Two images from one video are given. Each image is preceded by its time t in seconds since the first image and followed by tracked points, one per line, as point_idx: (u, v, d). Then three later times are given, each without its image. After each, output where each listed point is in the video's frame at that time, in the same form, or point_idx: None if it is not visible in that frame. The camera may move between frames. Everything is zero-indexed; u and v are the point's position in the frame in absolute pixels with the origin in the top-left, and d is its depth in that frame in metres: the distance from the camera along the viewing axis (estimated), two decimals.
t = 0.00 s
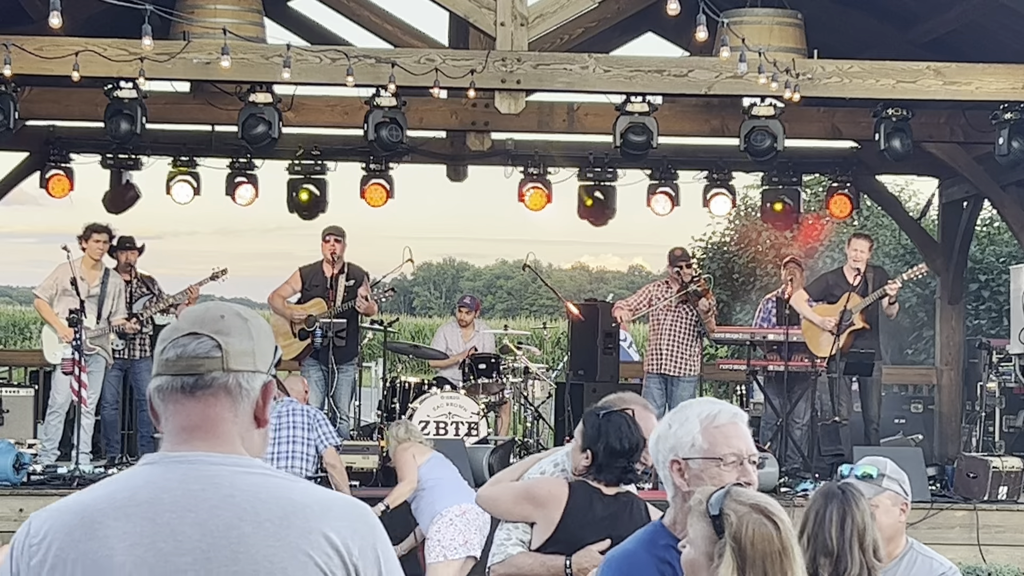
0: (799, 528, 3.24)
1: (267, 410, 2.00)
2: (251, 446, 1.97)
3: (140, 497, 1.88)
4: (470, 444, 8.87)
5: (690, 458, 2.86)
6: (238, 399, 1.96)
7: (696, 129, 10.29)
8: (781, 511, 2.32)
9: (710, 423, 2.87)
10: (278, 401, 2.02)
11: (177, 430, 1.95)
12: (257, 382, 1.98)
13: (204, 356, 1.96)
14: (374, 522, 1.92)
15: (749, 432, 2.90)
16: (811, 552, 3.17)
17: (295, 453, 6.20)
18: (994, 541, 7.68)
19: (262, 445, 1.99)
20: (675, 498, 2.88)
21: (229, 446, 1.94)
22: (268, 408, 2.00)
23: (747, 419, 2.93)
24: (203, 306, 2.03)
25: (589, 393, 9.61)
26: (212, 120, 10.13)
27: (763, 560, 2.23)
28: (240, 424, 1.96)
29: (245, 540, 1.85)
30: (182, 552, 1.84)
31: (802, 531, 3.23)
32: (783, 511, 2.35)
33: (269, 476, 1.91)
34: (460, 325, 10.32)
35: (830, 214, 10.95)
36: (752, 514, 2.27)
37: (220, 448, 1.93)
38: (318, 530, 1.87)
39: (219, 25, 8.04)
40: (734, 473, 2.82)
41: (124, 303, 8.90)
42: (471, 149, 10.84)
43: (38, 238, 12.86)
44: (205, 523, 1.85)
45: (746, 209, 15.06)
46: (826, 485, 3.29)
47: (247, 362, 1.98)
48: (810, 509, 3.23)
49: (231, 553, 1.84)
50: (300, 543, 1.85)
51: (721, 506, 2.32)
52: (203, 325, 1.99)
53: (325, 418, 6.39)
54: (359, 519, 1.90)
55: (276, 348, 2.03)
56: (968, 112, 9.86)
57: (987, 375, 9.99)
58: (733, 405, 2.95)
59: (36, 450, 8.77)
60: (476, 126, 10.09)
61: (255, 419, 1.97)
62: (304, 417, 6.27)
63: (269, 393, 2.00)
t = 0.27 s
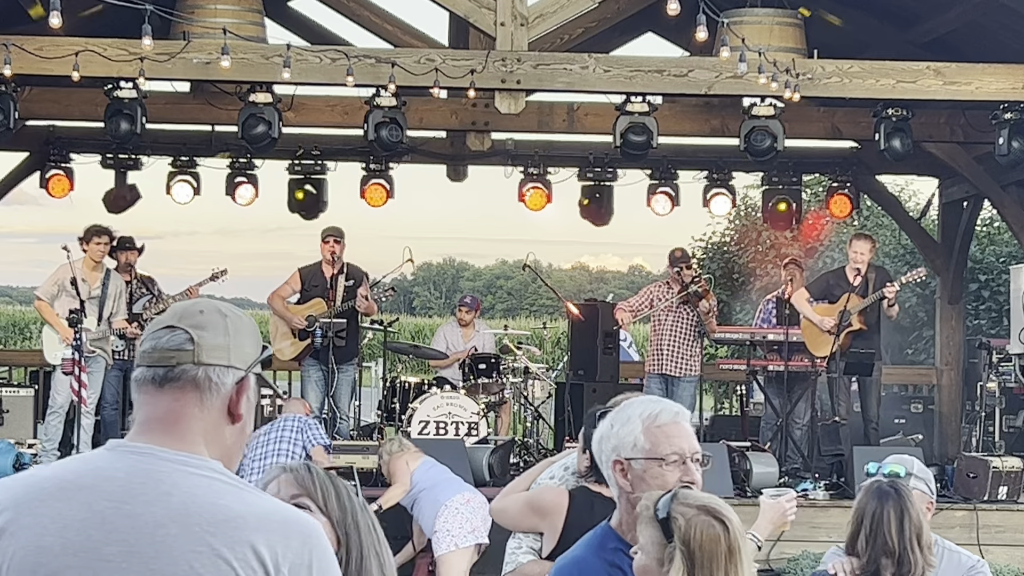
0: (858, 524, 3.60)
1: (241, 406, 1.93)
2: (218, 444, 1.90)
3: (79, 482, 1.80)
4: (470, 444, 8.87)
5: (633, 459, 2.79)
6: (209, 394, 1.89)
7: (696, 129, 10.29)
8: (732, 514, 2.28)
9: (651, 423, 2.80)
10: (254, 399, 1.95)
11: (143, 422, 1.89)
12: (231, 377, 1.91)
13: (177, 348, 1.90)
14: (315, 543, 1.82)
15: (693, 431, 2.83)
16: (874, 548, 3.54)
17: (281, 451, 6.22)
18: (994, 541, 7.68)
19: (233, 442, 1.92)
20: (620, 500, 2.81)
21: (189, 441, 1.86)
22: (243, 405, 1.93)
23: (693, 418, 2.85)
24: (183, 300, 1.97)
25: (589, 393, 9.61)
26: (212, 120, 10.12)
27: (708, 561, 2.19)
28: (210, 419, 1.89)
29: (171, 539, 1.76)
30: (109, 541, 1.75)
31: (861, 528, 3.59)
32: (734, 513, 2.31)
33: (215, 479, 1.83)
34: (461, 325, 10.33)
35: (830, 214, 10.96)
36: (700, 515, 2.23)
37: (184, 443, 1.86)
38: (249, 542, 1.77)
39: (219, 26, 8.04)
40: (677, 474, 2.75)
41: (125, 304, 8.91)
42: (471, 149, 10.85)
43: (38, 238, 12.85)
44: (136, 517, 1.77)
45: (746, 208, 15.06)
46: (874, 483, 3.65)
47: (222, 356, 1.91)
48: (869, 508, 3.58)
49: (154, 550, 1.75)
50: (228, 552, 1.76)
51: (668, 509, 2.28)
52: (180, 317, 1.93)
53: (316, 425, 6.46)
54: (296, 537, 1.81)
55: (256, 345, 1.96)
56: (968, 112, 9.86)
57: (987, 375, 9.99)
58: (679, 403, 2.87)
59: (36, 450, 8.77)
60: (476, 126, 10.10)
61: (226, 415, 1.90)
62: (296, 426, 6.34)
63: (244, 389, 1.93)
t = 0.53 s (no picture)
0: (880, 520, 3.43)
1: (227, 416, 1.92)
2: (200, 455, 1.88)
3: (43, 485, 1.78)
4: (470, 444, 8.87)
5: (583, 465, 2.92)
6: (193, 402, 1.89)
7: (696, 129, 10.29)
8: (705, 517, 2.28)
9: (596, 427, 2.93)
10: (242, 408, 1.94)
11: (122, 429, 1.89)
12: (216, 385, 1.91)
13: (162, 355, 1.91)
14: None
15: (642, 430, 2.95)
16: (898, 543, 3.38)
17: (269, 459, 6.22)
18: (994, 541, 7.68)
19: (217, 453, 1.91)
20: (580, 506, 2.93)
21: (164, 451, 1.85)
22: (229, 414, 1.92)
23: (641, 419, 2.98)
24: (175, 312, 1.99)
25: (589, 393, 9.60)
26: (212, 120, 10.11)
27: (684, 563, 2.20)
28: (193, 428, 1.89)
29: (115, 553, 1.71)
30: (60, 545, 1.72)
31: (883, 524, 3.43)
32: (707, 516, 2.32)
33: (175, 496, 1.79)
34: (461, 325, 10.33)
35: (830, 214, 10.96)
36: (673, 518, 2.24)
37: (163, 453, 1.85)
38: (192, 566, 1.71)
39: (219, 25, 8.03)
40: (624, 473, 2.89)
41: (125, 303, 8.90)
42: (471, 149, 10.84)
43: (38, 238, 12.85)
44: (88, 527, 1.73)
45: (746, 208, 15.06)
46: (894, 478, 3.49)
47: (208, 364, 1.91)
48: (891, 504, 3.43)
49: (98, 561, 1.70)
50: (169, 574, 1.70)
51: (642, 513, 2.28)
52: (168, 328, 1.95)
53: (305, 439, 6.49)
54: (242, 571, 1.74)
55: (245, 353, 1.96)
56: (968, 112, 9.85)
57: (987, 375, 9.99)
58: (626, 405, 3.00)
59: (35, 450, 8.76)
60: (476, 126, 10.10)
61: (210, 424, 1.89)
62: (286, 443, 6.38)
63: (230, 397, 1.92)
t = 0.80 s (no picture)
0: (861, 531, 3.62)
1: (217, 406, 1.91)
2: (191, 446, 1.88)
3: (34, 488, 1.78)
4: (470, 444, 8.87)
5: (572, 475, 2.96)
6: (182, 393, 1.89)
7: (696, 129, 10.29)
8: (697, 518, 2.28)
9: (583, 440, 2.96)
10: (233, 399, 1.93)
11: (113, 422, 1.89)
12: (205, 375, 1.91)
13: (150, 346, 1.91)
14: (265, 556, 1.77)
15: (630, 444, 2.98)
16: (877, 553, 3.58)
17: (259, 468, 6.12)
18: (994, 541, 7.68)
19: (208, 444, 1.90)
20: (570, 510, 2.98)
21: (154, 444, 1.85)
22: (219, 404, 1.91)
23: (631, 431, 3.01)
24: (167, 304, 1.99)
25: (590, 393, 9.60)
26: (212, 120, 10.12)
27: (674, 565, 2.20)
28: (182, 419, 1.88)
29: (114, 544, 1.71)
30: (59, 543, 1.72)
31: (864, 535, 3.62)
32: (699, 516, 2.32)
33: (169, 485, 1.80)
34: (461, 325, 10.33)
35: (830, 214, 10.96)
36: (664, 520, 2.24)
37: (152, 444, 1.85)
38: (193, 548, 1.72)
39: (219, 25, 8.03)
40: (609, 489, 2.91)
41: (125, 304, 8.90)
42: (471, 149, 10.84)
43: (38, 238, 12.85)
44: (84, 522, 1.73)
45: (746, 208, 15.06)
46: (875, 488, 3.67)
47: (196, 354, 1.91)
48: (869, 515, 3.61)
49: (98, 554, 1.70)
50: (171, 559, 1.71)
51: (633, 517, 2.28)
52: (158, 319, 1.94)
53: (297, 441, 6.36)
54: (243, 550, 1.74)
55: (234, 343, 1.96)
56: (968, 112, 9.85)
57: (988, 375, 9.99)
58: (617, 415, 3.03)
59: (35, 450, 8.76)
60: (476, 126, 10.10)
61: (199, 415, 1.90)
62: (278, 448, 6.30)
63: (220, 387, 1.92)
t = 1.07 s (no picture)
0: (833, 526, 3.41)
1: (219, 395, 1.91)
2: (196, 434, 1.88)
3: (54, 481, 1.82)
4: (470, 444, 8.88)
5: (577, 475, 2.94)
6: (183, 382, 1.88)
7: (696, 129, 10.29)
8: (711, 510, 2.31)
9: (589, 443, 2.94)
10: (234, 387, 1.92)
11: (120, 412, 1.89)
12: (205, 364, 1.90)
13: (150, 337, 1.90)
14: (293, 515, 1.81)
15: (636, 448, 2.95)
16: (848, 547, 3.35)
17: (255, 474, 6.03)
18: (994, 542, 7.67)
19: (212, 433, 1.90)
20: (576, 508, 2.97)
21: (162, 431, 1.85)
22: (220, 392, 1.91)
23: (639, 431, 2.98)
24: (168, 296, 1.99)
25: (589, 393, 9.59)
26: (212, 120, 10.12)
27: (688, 559, 2.22)
28: (185, 408, 1.88)
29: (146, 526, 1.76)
30: (91, 534, 1.76)
31: (836, 530, 3.40)
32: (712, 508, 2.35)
33: (186, 464, 1.82)
34: (461, 325, 10.31)
35: (830, 214, 10.95)
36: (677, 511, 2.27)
37: (157, 433, 1.85)
38: (224, 521, 1.77)
39: (219, 25, 8.03)
40: (610, 492, 2.87)
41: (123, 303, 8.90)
42: (470, 149, 10.83)
43: (38, 238, 12.86)
44: (110, 508, 1.77)
45: (746, 208, 15.06)
46: (850, 485, 3.47)
47: (197, 343, 1.90)
48: (843, 508, 3.41)
49: (131, 539, 1.75)
50: (204, 533, 1.76)
51: (647, 510, 2.31)
52: (157, 310, 1.94)
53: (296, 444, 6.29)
54: (271, 511, 1.79)
55: (234, 332, 1.94)
56: (968, 112, 9.85)
57: (988, 375, 9.99)
58: (625, 415, 2.99)
59: (36, 450, 8.76)
60: (476, 126, 10.10)
61: (202, 403, 1.89)
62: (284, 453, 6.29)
63: (221, 375, 1.91)
